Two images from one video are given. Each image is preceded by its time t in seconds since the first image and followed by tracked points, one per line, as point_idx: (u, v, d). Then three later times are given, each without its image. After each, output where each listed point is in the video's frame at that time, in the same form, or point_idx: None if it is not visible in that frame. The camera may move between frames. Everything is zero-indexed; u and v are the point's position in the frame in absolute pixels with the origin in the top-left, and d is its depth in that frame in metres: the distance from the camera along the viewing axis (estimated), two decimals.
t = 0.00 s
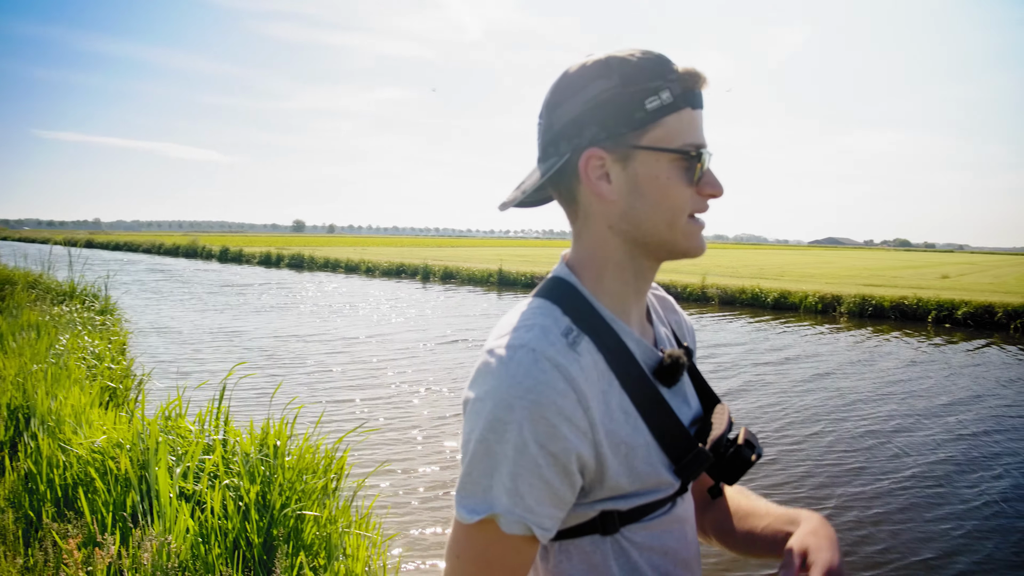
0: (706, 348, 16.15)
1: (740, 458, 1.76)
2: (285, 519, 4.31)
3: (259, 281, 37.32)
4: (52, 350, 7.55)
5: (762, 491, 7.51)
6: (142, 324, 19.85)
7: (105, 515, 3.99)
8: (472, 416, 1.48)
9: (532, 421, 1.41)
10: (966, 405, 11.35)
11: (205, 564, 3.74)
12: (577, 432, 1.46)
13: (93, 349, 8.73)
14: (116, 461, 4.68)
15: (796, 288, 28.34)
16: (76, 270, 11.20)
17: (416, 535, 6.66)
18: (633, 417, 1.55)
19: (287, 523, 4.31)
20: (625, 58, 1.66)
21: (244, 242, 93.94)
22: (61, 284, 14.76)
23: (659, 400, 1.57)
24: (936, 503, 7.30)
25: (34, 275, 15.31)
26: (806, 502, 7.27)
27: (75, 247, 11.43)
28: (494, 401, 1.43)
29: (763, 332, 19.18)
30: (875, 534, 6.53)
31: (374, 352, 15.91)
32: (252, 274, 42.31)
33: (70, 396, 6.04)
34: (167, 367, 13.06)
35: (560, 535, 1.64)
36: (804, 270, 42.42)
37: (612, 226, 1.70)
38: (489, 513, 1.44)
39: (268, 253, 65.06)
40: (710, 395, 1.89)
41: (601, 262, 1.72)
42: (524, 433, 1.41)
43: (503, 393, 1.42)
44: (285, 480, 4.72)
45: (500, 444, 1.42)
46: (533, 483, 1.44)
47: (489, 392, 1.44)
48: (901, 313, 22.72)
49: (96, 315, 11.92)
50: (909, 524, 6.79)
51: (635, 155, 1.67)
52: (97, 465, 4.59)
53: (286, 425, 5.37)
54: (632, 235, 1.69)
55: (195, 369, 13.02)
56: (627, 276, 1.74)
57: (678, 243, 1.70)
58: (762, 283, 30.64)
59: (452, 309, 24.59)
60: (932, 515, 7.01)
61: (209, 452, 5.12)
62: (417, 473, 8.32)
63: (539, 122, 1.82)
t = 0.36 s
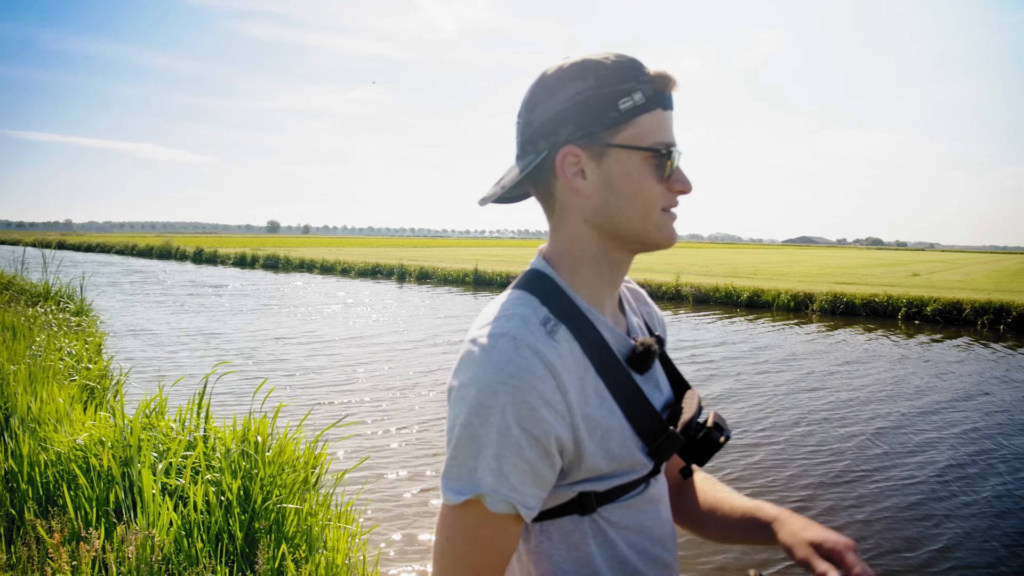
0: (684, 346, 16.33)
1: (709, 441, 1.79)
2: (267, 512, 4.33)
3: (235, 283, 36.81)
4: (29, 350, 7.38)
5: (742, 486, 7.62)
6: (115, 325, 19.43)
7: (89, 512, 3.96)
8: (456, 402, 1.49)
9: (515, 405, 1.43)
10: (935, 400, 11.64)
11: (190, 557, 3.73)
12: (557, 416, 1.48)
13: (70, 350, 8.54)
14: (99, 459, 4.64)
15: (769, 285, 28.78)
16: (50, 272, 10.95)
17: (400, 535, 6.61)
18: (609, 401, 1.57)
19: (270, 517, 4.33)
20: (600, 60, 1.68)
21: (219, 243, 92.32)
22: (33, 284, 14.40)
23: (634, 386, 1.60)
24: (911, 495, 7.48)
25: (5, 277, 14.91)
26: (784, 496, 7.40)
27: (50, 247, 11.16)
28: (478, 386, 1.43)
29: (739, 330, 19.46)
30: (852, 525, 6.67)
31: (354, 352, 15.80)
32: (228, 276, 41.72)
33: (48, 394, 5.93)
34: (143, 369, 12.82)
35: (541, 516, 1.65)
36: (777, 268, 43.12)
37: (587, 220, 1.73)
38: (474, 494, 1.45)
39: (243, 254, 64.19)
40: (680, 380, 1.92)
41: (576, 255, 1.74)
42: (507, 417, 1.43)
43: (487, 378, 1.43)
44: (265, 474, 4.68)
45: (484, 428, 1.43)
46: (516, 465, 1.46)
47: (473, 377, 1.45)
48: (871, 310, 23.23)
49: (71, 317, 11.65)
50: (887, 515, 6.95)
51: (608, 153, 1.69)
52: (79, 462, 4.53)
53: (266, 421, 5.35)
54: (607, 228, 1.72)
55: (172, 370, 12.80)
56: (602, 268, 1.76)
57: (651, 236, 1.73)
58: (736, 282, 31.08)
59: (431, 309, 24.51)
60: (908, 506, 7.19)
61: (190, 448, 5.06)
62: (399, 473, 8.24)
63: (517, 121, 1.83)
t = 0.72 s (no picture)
0: (671, 348, 16.42)
1: (688, 464, 1.81)
2: (259, 515, 4.31)
3: (219, 283, 36.43)
4: (17, 356, 7.26)
5: (731, 490, 7.69)
6: (97, 328, 19.11)
7: (83, 515, 3.93)
8: (451, 435, 1.48)
9: (509, 440, 1.43)
10: (917, 402, 11.83)
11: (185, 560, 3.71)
12: (546, 448, 1.48)
13: (57, 353, 8.39)
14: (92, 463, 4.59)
15: (753, 287, 29.04)
16: (36, 274, 10.77)
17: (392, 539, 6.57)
18: (597, 432, 1.58)
19: (262, 519, 4.31)
20: (593, 101, 1.68)
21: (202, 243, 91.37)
22: (17, 286, 14.14)
23: (622, 418, 1.61)
24: (899, 498, 7.57)
25: None
26: (774, 499, 7.47)
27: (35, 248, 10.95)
28: (474, 421, 1.43)
29: (725, 332, 19.60)
30: (841, 529, 6.76)
31: (341, 355, 15.69)
32: (212, 277, 41.27)
33: (38, 398, 5.85)
34: (129, 373, 12.63)
35: (531, 539, 1.65)
36: (760, 269, 43.61)
37: (577, 255, 1.74)
38: (471, 524, 1.44)
39: (226, 254, 63.56)
40: (661, 405, 1.95)
41: (564, 287, 1.75)
42: (501, 451, 1.43)
43: (482, 414, 1.42)
44: (257, 478, 4.65)
45: (480, 461, 1.43)
46: (510, 495, 1.46)
47: (468, 410, 1.44)
48: (853, 311, 23.52)
49: (56, 319, 11.45)
50: (877, 519, 7.02)
51: (600, 193, 1.70)
52: (73, 467, 4.49)
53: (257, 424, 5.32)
54: (596, 264, 1.73)
55: (159, 373, 12.62)
56: (590, 301, 1.77)
57: (638, 271, 1.75)
58: (720, 283, 31.30)
59: (417, 311, 24.43)
60: (896, 509, 7.28)
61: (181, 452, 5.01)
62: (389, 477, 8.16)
63: (511, 155, 1.83)
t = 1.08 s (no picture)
0: (656, 350, 16.50)
1: (675, 464, 1.83)
2: (246, 517, 4.27)
3: (201, 285, 36.05)
4: None
5: (720, 490, 7.74)
6: (76, 330, 18.77)
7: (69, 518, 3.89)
8: (466, 441, 1.42)
9: (531, 439, 1.40)
10: (899, 401, 12.02)
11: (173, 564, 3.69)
12: (560, 448, 1.48)
13: (40, 356, 8.23)
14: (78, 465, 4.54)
15: (735, 287, 29.28)
16: (16, 276, 10.56)
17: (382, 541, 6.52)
18: (598, 434, 1.59)
19: (248, 521, 4.27)
20: (583, 121, 1.69)
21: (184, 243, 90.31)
22: None
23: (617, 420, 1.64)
24: (886, 497, 7.66)
25: None
26: (766, 500, 7.51)
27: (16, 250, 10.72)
28: (493, 422, 1.39)
29: (710, 332, 19.73)
30: (829, 527, 6.83)
31: (327, 357, 15.57)
32: (194, 278, 40.82)
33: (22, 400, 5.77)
34: (111, 376, 12.42)
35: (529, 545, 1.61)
36: (742, 269, 44.00)
37: (568, 268, 1.74)
38: (498, 527, 1.38)
39: (208, 254, 62.91)
40: (644, 410, 1.96)
41: (555, 300, 1.75)
42: (523, 450, 1.39)
43: (501, 414, 1.39)
44: (244, 480, 4.61)
45: (503, 462, 1.38)
46: (534, 495, 1.42)
47: (486, 412, 1.40)
48: (835, 310, 23.81)
49: (37, 322, 11.22)
50: (867, 518, 7.09)
51: (589, 210, 1.72)
52: (59, 471, 4.43)
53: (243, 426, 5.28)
54: (587, 277, 1.74)
55: (142, 376, 12.42)
56: (581, 312, 1.79)
57: (625, 284, 1.77)
58: (703, 283, 31.54)
59: (402, 313, 24.33)
60: (885, 508, 7.36)
61: (166, 455, 4.95)
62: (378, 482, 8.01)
63: (502, 172, 1.83)
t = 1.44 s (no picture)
0: (643, 349, 16.57)
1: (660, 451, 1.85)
2: (233, 514, 4.23)
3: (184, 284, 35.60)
4: None
5: (712, 489, 7.78)
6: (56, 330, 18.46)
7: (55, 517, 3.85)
8: (470, 425, 1.42)
9: (534, 419, 1.41)
10: (883, 398, 12.17)
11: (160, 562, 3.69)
12: (560, 430, 1.49)
13: (23, 357, 8.08)
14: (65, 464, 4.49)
15: (719, 285, 29.49)
16: None
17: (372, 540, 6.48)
18: (592, 419, 1.59)
19: (236, 519, 4.23)
20: (568, 125, 1.71)
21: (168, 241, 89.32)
22: None
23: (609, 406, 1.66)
24: (874, 495, 7.75)
25: None
26: (757, 500, 7.55)
27: None
28: (498, 405, 1.40)
29: (696, 331, 19.85)
30: (821, 528, 6.90)
31: (313, 357, 15.46)
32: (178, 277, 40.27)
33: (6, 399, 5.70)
34: (95, 377, 12.22)
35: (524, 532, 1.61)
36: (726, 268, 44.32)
37: (558, 266, 1.75)
38: (508, 506, 1.38)
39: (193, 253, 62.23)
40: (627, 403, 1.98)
41: (546, 296, 1.75)
42: (527, 431, 1.40)
43: (505, 397, 1.40)
44: (231, 477, 4.56)
45: (509, 443, 1.39)
46: (539, 475, 1.43)
47: (489, 396, 1.41)
48: (818, 308, 24.06)
49: (19, 322, 11.02)
50: (857, 518, 7.16)
51: (578, 209, 1.72)
52: (45, 469, 4.38)
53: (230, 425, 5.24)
54: (577, 275, 1.76)
55: (126, 377, 12.24)
56: (570, 307, 1.80)
57: (610, 282, 1.79)
58: (687, 282, 31.74)
59: (387, 312, 24.23)
60: (873, 508, 7.43)
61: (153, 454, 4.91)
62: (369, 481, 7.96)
63: (492, 176, 1.84)
